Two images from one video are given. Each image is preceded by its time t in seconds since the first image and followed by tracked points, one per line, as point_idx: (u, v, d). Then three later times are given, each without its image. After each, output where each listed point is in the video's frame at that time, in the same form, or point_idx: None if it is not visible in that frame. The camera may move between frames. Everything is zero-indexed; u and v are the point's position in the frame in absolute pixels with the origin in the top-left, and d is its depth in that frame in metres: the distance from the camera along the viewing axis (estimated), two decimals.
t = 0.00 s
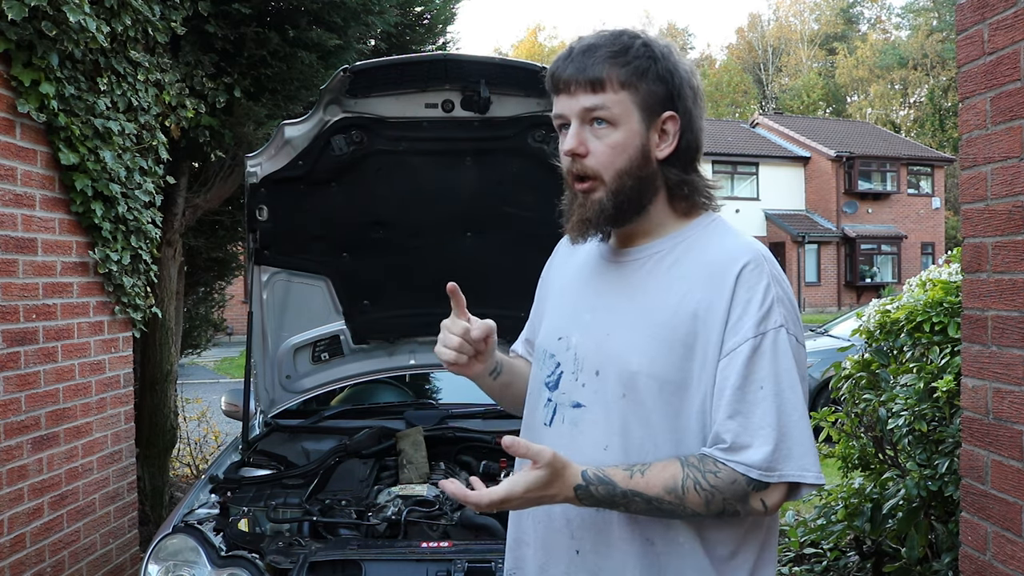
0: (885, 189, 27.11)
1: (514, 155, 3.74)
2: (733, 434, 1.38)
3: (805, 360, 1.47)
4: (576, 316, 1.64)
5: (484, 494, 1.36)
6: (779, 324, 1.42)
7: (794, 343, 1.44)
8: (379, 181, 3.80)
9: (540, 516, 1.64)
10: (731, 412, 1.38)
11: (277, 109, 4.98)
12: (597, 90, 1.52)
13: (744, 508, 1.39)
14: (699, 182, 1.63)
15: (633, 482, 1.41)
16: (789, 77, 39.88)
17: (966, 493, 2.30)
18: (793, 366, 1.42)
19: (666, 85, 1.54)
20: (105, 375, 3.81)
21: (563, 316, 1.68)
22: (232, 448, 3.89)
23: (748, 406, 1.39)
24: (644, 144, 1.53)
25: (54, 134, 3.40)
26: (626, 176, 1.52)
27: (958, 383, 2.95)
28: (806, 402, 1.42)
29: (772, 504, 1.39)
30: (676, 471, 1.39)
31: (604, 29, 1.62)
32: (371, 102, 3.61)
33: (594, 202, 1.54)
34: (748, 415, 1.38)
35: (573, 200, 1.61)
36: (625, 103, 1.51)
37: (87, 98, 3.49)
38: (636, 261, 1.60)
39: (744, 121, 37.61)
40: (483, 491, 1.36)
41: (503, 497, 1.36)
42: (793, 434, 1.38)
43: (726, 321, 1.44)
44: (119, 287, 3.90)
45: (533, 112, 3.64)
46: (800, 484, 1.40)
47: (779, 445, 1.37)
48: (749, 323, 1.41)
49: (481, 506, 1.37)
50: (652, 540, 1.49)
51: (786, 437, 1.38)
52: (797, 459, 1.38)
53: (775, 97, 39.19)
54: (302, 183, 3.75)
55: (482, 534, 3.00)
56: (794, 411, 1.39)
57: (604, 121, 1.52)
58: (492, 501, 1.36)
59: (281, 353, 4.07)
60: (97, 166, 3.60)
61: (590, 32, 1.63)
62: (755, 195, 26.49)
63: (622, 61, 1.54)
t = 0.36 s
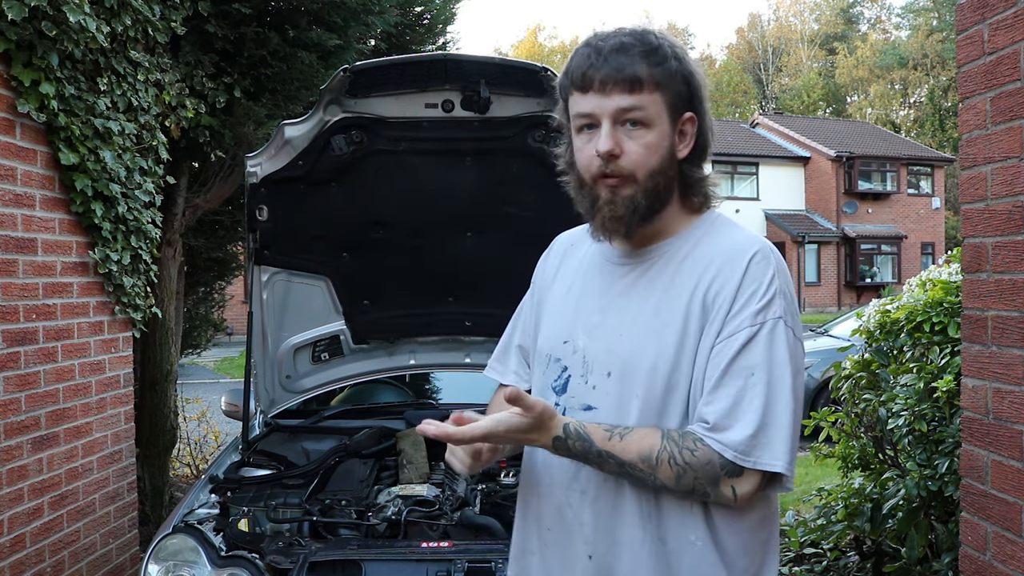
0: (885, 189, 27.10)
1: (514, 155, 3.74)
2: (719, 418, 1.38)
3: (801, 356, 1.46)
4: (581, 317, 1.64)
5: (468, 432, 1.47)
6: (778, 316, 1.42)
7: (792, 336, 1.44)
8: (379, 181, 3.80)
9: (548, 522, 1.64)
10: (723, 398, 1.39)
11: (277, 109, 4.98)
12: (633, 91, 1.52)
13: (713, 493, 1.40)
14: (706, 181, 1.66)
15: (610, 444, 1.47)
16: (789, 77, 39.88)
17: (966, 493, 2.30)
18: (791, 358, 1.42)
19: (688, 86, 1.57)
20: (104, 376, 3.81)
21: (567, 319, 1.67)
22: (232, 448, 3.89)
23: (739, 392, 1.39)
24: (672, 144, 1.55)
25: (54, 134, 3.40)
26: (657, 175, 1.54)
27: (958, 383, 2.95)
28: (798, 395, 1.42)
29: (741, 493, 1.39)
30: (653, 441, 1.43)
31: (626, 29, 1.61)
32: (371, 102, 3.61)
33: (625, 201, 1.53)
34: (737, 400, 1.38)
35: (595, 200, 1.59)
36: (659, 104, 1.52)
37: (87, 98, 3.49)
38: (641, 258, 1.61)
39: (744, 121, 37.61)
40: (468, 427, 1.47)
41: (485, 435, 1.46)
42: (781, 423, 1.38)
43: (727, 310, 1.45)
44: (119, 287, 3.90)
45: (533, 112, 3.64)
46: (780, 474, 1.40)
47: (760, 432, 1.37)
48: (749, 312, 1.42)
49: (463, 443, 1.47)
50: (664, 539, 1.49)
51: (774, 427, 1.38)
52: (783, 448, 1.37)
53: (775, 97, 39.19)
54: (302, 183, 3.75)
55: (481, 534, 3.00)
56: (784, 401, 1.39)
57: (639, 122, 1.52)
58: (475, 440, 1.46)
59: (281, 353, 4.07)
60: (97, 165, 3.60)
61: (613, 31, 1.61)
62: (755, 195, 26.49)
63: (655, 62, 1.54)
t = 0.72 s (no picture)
0: (885, 189, 27.10)
1: (514, 155, 3.74)
2: (726, 417, 1.38)
3: (805, 354, 1.46)
4: (582, 318, 1.64)
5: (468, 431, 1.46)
6: (782, 315, 1.42)
7: (795, 335, 1.44)
8: (379, 181, 3.80)
9: (551, 525, 1.63)
10: (729, 397, 1.39)
11: (277, 109, 4.98)
12: (635, 91, 1.52)
13: (725, 493, 1.40)
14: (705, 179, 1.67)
15: (618, 450, 1.46)
16: (789, 77, 39.89)
17: (966, 493, 2.30)
18: (795, 356, 1.42)
19: (686, 86, 1.58)
20: (105, 376, 3.81)
21: (568, 322, 1.66)
22: (232, 448, 3.89)
23: (746, 392, 1.38)
24: (673, 143, 1.56)
25: (54, 134, 3.40)
26: (661, 174, 1.54)
27: (958, 383, 2.95)
28: (803, 393, 1.42)
29: (753, 492, 1.39)
30: (662, 445, 1.42)
31: (625, 30, 1.60)
32: (371, 102, 3.61)
33: (628, 202, 1.54)
34: (743, 400, 1.38)
35: (598, 202, 1.59)
36: (661, 104, 1.52)
37: (87, 98, 3.49)
38: (642, 259, 1.61)
39: (744, 121, 37.62)
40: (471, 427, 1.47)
41: (487, 438, 1.46)
42: (788, 421, 1.38)
43: (731, 311, 1.45)
44: (119, 287, 3.90)
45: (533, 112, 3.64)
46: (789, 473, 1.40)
47: (769, 430, 1.37)
48: (752, 312, 1.42)
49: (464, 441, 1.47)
50: (669, 539, 1.50)
51: (782, 426, 1.38)
52: (790, 446, 1.37)
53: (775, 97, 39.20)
54: (302, 183, 3.75)
55: (482, 534, 3.00)
56: (790, 399, 1.39)
57: (641, 122, 1.52)
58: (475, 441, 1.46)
59: (281, 353, 4.07)
60: (97, 166, 3.60)
61: (612, 32, 1.61)
62: (755, 195, 26.50)
63: (656, 63, 1.54)
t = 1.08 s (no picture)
0: (885, 189, 27.10)
1: (514, 155, 3.74)
2: (716, 418, 1.38)
3: (801, 356, 1.45)
4: (580, 318, 1.64)
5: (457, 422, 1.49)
6: (776, 316, 1.42)
7: (790, 336, 1.43)
8: (379, 181, 3.80)
9: (546, 523, 1.64)
10: (720, 398, 1.39)
11: (277, 109, 4.98)
12: (634, 92, 1.52)
13: (714, 493, 1.40)
14: (704, 178, 1.67)
15: (606, 449, 1.46)
16: (789, 77, 39.89)
17: (966, 493, 2.30)
18: (789, 358, 1.42)
19: (685, 85, 1.58)
20: (104, 376, 3.81)
21: (566, 322, 1.67)
22: (232, 448, 3.89)
23: (736, 393, 1.38)
24: (672, 143, 1.56)
25: (54, 134, 3.40)
26: (659, 174, 1.54)
27: (958, 383, 2.95)
28: (797, 395, 1.41)
29: (742, 494, 1.38)
30: (649, 445, 1.43)
31: (624, 29, 1.61)
32: (371, 102, 3.61)
33: (626, 202, 1.54)
34: (734, 401, 1.38)
35: (599, 204, 1.59)
36: (660, 104, 1.52)
37: (87, 98, 3.49)
38: (638, 260, 1.61)
39: (744, 121, 37.61)
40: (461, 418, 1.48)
41: (474, 431, 1.47)
42: (779, 424, 1.37)
43: (725, 311, 1.44)
44: (119, 287, 3.90)
45: (533, 112, 3.64)
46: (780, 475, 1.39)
47: (759, 432, 1.36)
48: (746, 312, 1.42)
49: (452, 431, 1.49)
50: (661, 540, 1.49)
51: (773, 427, 1.37)
52: (780, 448, 1.36)
53: (775, 97, 39.20)
54: (302, 183, 3.75)
55: (481, 534, 3.00)
56: (782, 401, 1.38)
57: (640, 122, 1.52)
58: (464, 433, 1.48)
59: (281, 353, 4.07)
60: (97, 165, 3.60)
61: (610, 32, 1.61)
62: (755, 195, 26.49)
63: (655, 63, 1.54)
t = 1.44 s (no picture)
0: (885, 189, 27.09)
1: (514, 155, 3.74)
2: (711, 411, 1.38)
3: (800, 351, 1.45)
4: (580, 316, 1.64)
5: (448, 434, 1.49)
6: (773, 310, 1.41)
7: (788, 330, 1.43)
8: (378, 181, 3.80)
9: (546, 522, 1.64)
10: (716, 392, 1.39)
11: (277, 109, 4.98)
12: (636, 90, 1.52)
13: (707, 489, 1.40)
14: (704, 173, 1.66)
15: (597, 449, 1.47)
16: (789, 77, 39.91)
17: (967, 493, 2.30)
18: (786, 351, 1.41)
19: (683, 82, 1.58)
20: (104, 376, 3.81)
21: (566, 321, 1.67)
22: (232, 448, 3.89)
23: (732, 386, 1.38)
24: (674, 139, 1.56)
25: (54, 134, 3.40)
26: (665, 170, 1.55)
27: (958, 383, 2.95)
28: (793, 390, 1.40)
29: (737, 489, 1.38)
30: (640, 443, 1.43)
31: (621, 29, 1.61)
32: (371, 102, 3.61)
33: (633, 199, 1.54)
34: (729, 394, 1.38)
35: (604, 204, 1.59)
36: (661, 102, 1.53)
37: (87, 98, 3.49)
38: (639, 257, 1.61)
39: (744, 121, 37.61)
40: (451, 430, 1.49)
41: (465, 442, 1.48)
42: (775, 416, 1.36)
43: (722, 305, 1.44)
44: (119, 287, 3.90)
45: (533, 112, 3.64)
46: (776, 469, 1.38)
47: (754, 425, 1.36)
48: (742, 306, 1.42)
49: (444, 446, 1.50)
50: (663, 538, 1.49)
51: (768, 420, 1.37)
52: (773, 442, 1.36)
53: (775, 97, 39.20)
54: (302, 183, 3.75)
55: (481, 534, 2.99)
56: (777, 394, 1.38)
57: (643, 120, 1.52)
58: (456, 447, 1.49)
59: (281, 353, 4.07)
60: (97, 165, 3.60)
61: (607, 32, 1.61)
62: (755, 195, 26.49)
63: (653, 61, 1.54)
